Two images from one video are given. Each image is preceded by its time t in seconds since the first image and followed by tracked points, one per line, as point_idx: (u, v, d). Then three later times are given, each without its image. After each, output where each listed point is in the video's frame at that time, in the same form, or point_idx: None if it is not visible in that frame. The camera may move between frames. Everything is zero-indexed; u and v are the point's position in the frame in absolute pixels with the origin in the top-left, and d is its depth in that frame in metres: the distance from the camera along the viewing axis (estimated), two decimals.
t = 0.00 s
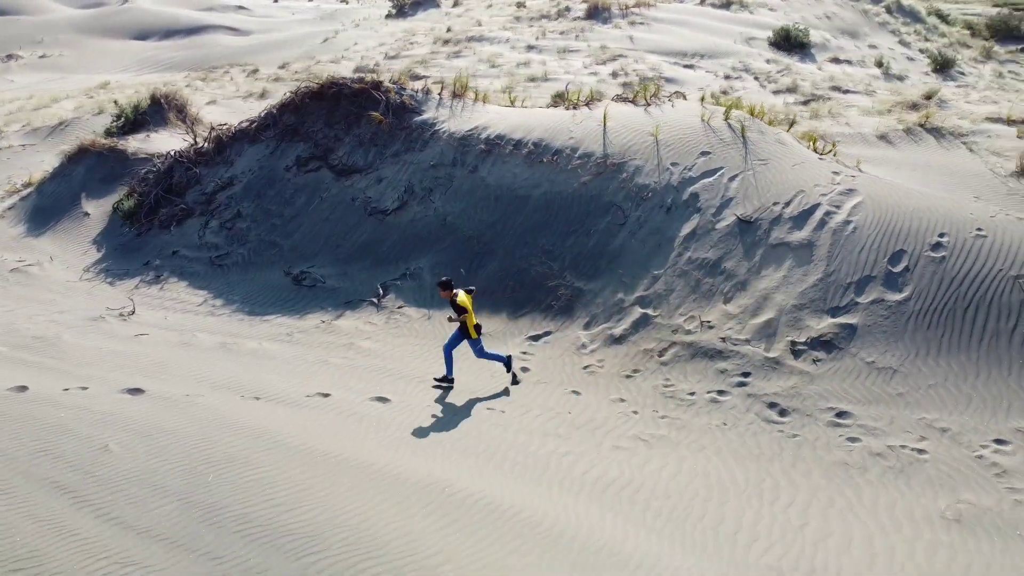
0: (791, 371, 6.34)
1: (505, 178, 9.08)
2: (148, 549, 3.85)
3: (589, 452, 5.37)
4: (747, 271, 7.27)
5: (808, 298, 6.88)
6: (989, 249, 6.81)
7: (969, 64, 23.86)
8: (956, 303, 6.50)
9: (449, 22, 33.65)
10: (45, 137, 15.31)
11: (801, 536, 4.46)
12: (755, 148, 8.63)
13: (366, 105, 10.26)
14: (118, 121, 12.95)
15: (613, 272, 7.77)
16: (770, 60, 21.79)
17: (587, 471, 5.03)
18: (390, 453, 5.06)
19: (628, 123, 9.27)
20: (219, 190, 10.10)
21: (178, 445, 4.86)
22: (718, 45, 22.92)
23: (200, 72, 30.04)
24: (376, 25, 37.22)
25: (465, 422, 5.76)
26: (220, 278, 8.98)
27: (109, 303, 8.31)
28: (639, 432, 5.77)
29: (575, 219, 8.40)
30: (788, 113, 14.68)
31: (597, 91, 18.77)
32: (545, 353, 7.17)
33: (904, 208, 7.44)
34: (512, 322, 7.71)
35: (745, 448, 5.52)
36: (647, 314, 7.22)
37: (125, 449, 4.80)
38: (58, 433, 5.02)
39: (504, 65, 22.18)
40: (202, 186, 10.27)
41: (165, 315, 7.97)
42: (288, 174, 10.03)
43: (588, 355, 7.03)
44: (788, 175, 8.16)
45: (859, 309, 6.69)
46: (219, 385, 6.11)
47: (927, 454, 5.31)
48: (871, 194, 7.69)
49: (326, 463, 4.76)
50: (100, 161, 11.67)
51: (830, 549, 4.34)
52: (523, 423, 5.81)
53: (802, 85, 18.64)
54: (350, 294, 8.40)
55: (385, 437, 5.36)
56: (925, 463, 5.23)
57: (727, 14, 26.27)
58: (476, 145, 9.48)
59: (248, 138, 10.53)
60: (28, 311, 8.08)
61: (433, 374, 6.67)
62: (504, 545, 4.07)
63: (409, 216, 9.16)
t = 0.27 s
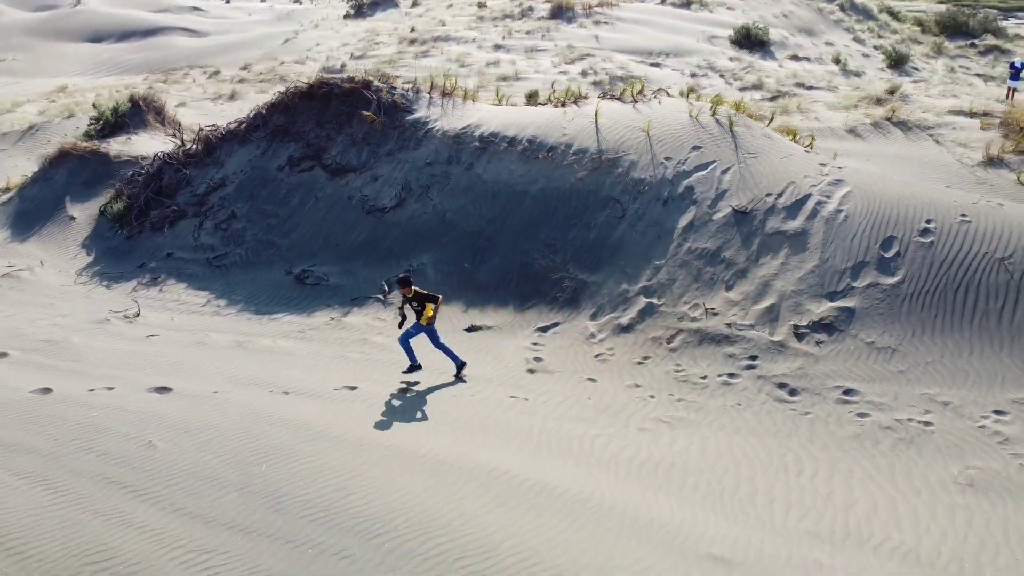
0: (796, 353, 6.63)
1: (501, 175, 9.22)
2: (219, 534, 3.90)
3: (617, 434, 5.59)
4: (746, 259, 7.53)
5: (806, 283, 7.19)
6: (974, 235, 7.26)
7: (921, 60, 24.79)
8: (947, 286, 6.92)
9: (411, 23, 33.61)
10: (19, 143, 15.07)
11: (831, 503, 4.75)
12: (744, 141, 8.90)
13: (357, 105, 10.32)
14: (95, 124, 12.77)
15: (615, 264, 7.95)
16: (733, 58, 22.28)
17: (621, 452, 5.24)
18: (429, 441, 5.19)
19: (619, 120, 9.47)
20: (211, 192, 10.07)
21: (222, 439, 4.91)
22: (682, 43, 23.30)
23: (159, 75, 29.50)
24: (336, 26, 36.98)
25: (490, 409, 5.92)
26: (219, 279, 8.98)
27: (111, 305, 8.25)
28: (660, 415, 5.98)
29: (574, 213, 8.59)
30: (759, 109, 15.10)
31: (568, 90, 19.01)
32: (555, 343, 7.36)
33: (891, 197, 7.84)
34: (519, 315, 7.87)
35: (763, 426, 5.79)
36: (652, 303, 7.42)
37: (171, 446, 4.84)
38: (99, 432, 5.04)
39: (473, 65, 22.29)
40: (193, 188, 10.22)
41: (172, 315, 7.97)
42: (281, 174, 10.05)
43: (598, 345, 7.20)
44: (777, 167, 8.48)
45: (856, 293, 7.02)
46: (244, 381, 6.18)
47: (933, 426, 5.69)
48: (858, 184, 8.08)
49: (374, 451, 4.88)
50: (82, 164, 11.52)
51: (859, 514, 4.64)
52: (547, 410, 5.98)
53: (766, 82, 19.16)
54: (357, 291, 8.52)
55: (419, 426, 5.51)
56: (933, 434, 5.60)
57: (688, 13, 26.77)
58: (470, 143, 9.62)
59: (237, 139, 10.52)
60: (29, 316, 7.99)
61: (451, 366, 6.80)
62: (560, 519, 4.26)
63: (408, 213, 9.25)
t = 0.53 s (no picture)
0: (829, 343, 6.88)
1: (526, 173, 9.36)
2: (321, 518, 4.05)
3: (669, 422, 5.81)
4: (774, 254, 7.77)
5: (834, 276, 7.44)
6: (993, 227, 7.55)
7: (910, 59, 25.23)
8: (970, 277, 7.21)
9: (402, 23, 33.63)
10: (27, 146, 15.07)
11: (884, 484, 5.05)
12: (764, 140, 9.11)
13: (379, 106, 10.46)
14: (109, 125, 12.80)
15: (644, 259, 8.15)
16: (728, 57, 22.47)
17: (677, 439, 5.48)
18: (494, 432, 5.41)
19: (640, 119, 9.63)
20: (237, 192, 10.20)
21: (296, 435, 5.07)
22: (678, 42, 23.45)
23: (152, 76, 29.30)
24: (326, 26, 36.90)
25: (542, 403, 6.16)
26: (254, 279, 9.14)
27: (150, 304, 8.36)
28: (705, 404, 6.20)
29: (600, 209, 8.75)
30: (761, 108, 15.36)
31: (570, 90, 19.16)
32: (592, 337, 7.54)
33: (911, 192, 8.12)
34: (552, 311, 8.01)
35: (805, 414, 6.06)
36: (684, 298, 7.63)
37: (247, 439, 4.99)
38: (173, 427, 5.16)
39: (472, 66, 22.39)
40: (218, 188, 10.34)
41: (212, 314, 8.09)
42: (307, 175, 10.20)
43: (634, 338, 7.39)
44: (798, 164, 8.71)
45: (883, 285, 7.28)
46: (300, 378, 6.34)
47: (967, 411, 6.00)
48: (878, 180, 8.35)
49: (444, 444, 5.09)
50: (100, 166, 11.57)
51: (912, 493, 4.94)
52: (597, 401, 6.19)
53: (764, 81, 19.43)
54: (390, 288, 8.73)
55: (479, 419, 5.70)
56: (968, 418, 5.92)
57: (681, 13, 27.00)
58: (494, 142, 9.76)
59: (260, 140, 10.65)
60: (68, 315, 8.06)
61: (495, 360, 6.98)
62: (638, 498, 4.46)
63: (435, 212, 9.41)
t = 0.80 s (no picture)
0: (873, 337, 7.09)
1: (562, 172, 9.51)
2: (423, 504, 4.22)
3: (728, 413, 5.99)
4: (813, 252, 7.98)
5: (873, 273, 7.65)
6: None
7: (914, 60, 25.49)
8: (1005, 273, 7.44)
9: (407, 24, 33.73)
10: (52, 147, 15.18)
11: (943, 471, 5.26)
12: (796, 139, 9.31)
13: (414, 108, 10.63)
14: (140, 126, 12.93)
15: (685, 256, 8.33)
16: (737, 58, 22.52)
17: (739, 429, 5.67)
18: (565, 423, 5.61)
19: (673, 119, 9.81)
20: (276, 193, 10.41)
21: (377, 428, 5.25)
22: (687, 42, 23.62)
23: (160, 77, 29.34)
24: (330, 27, 36.97)
25: (602, 394, 6.30)
26: (298, 277, 9.34)
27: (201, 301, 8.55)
28: (759, 396, 6.39)
29: (638, 208, 8.91)
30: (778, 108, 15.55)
31: (584, 91, 19.34)
32: (637, 333, 7.69)
33: (943, 191, 8.34)
34: (595, 307, 8.13)
35: (857, 406, 6.27)
36: (727, 294, 7.82)
37: (331, 430, 5.19)
38: (256, 420, 5.33)
39: (483, 66, 22.54)
40: (256, 189, 10.53)
41: (263, 312, 8.25)
42: (344, 176, 10.39)
43: (680, 334, 7.55)
44: (832, 164, 8.91)
45: (921, 282, 7.50)
46: (364, 373, 6.52)
47: (1012, 401, 6.23)
48: (911, 179, 8.56)
49: (522, 433, 5.27)
50: (133, 166, 11.69)
51: (970, 478, 5.17)
52: (654, 393, 6.37)
53: (775, 81, 19.64)
54: (433, 287, 8.87)
55: (545, 411, 5.87)
56: (1013, 407, 6.15)
57: (688, 13, 27.19)
58: (528, 142, 9.91)
59: (297, 141, 10.85)
60: (120, 313, 8.21)
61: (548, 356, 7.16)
62: (717, 483, 4.66)
63: (472, 212, 9.57)
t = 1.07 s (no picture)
0: (923, 331, 7.26)
1: (604, 170, 9.62)
2: (523, 486, 4.38)
3: (791, 404, 6.14)
4: (858, 248, 8.14)
5: (919, 268, 7.82)
6: None
7: (926, 60, 25.66)
8: None
9: (418, 25, 33.85)
10: (81, 146, 15.29)
11: (1008, 458, 5.42)
12: (835, 138, 9.47)
13: (453, 108, 10.76)
14: (176, 125, 13.06)
15: (731, 252, 8.48)
16: (752, 58, 22.63)
17: (806, 419, 5.84)
18: (637, 411, 5.76)
19: (712, 117, 9.96)
20: (320, 191, 10.60)
21: (459, 416, 5.41)
22: (701, 41, 23.73)
23: (174, 77, 29.42)
24: (340, 27, 37.09)
25: (665, 385, 6.45)
26: (347, 272, 9.56)
27: (260, 298, 8.78)
28: (817, 388, 6.55)
29: (681, 205, 9.05)
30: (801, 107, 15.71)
31: (603, 90, 19.48)
32: (688, 327, 7.82)
33: (984, 188, 8.52)
34: (643, 302, 8.26)
35: (914, 398, 6.44)
36: (775, 289, 7.98)
37: (416, 418, 5.37)
38: (340, 410, 5.48)
39: (500, 66, 22.68)
40: (300, 187, 10.72)
41: (320, 309, 8.45)
42: (387, 175, 10.56)
43: (731, 328, 7.70)
44: (872, 162, 9.07)
45: (967, 277, 7.66)
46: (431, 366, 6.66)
47: None
48: (951, 177, 8.73)
49: (600, 422, 5.43)
50: (173, 164, 11.83)
51: None
52: (715, 385, 6.52)
53: (793, 80, 19.79)
54: (480, 282, 8.99)
55: (615, 400, 6.03)
56: None
57: (700, 12, 27.31)
58: (568, 141, 10.03)
59: (338, 140, 11.03)
60: (177, 309, 8.36)
61: (605, 350, 7.33)
62: (799, 469, 4.82)
63: (515, 210, 9.69)
